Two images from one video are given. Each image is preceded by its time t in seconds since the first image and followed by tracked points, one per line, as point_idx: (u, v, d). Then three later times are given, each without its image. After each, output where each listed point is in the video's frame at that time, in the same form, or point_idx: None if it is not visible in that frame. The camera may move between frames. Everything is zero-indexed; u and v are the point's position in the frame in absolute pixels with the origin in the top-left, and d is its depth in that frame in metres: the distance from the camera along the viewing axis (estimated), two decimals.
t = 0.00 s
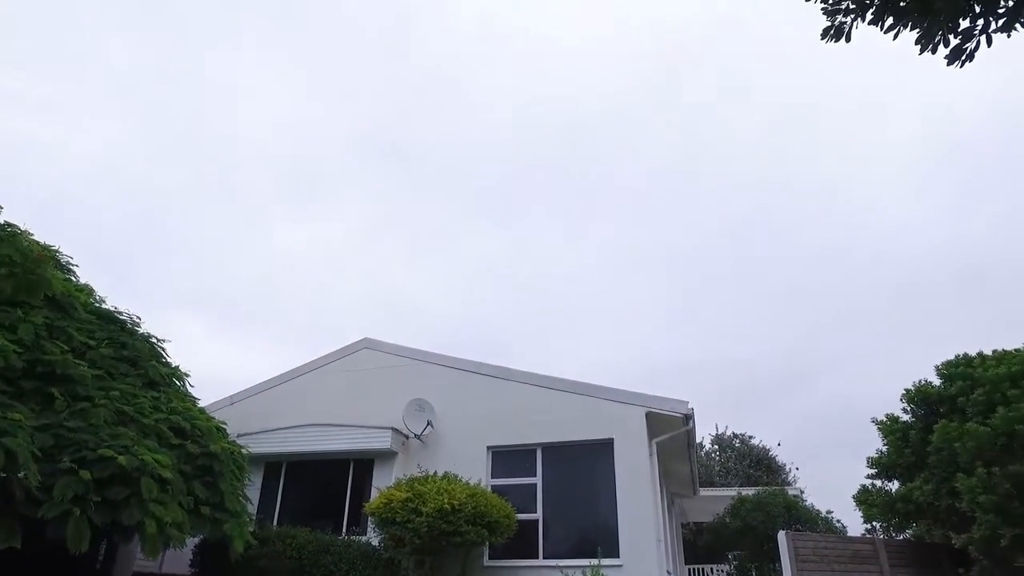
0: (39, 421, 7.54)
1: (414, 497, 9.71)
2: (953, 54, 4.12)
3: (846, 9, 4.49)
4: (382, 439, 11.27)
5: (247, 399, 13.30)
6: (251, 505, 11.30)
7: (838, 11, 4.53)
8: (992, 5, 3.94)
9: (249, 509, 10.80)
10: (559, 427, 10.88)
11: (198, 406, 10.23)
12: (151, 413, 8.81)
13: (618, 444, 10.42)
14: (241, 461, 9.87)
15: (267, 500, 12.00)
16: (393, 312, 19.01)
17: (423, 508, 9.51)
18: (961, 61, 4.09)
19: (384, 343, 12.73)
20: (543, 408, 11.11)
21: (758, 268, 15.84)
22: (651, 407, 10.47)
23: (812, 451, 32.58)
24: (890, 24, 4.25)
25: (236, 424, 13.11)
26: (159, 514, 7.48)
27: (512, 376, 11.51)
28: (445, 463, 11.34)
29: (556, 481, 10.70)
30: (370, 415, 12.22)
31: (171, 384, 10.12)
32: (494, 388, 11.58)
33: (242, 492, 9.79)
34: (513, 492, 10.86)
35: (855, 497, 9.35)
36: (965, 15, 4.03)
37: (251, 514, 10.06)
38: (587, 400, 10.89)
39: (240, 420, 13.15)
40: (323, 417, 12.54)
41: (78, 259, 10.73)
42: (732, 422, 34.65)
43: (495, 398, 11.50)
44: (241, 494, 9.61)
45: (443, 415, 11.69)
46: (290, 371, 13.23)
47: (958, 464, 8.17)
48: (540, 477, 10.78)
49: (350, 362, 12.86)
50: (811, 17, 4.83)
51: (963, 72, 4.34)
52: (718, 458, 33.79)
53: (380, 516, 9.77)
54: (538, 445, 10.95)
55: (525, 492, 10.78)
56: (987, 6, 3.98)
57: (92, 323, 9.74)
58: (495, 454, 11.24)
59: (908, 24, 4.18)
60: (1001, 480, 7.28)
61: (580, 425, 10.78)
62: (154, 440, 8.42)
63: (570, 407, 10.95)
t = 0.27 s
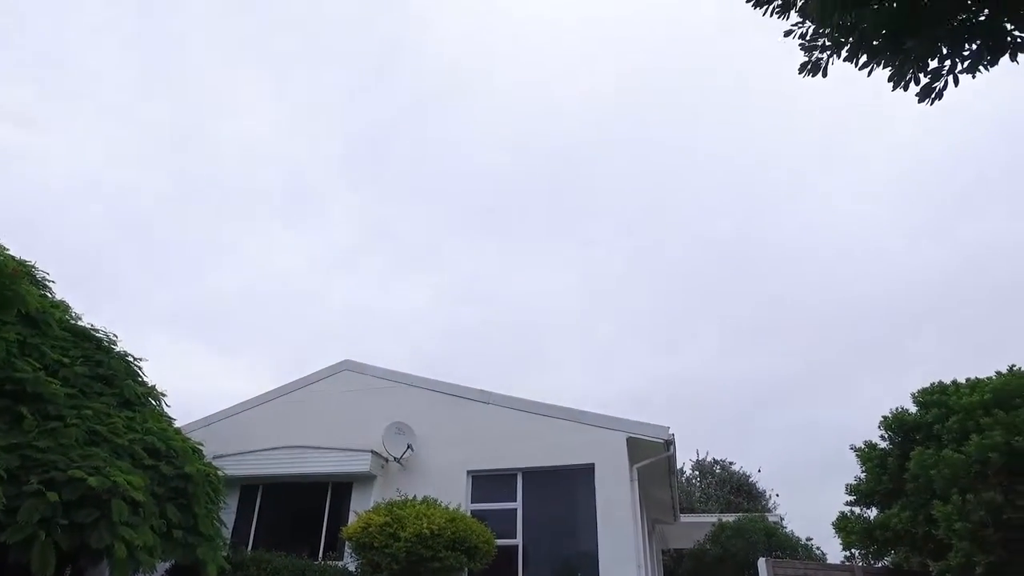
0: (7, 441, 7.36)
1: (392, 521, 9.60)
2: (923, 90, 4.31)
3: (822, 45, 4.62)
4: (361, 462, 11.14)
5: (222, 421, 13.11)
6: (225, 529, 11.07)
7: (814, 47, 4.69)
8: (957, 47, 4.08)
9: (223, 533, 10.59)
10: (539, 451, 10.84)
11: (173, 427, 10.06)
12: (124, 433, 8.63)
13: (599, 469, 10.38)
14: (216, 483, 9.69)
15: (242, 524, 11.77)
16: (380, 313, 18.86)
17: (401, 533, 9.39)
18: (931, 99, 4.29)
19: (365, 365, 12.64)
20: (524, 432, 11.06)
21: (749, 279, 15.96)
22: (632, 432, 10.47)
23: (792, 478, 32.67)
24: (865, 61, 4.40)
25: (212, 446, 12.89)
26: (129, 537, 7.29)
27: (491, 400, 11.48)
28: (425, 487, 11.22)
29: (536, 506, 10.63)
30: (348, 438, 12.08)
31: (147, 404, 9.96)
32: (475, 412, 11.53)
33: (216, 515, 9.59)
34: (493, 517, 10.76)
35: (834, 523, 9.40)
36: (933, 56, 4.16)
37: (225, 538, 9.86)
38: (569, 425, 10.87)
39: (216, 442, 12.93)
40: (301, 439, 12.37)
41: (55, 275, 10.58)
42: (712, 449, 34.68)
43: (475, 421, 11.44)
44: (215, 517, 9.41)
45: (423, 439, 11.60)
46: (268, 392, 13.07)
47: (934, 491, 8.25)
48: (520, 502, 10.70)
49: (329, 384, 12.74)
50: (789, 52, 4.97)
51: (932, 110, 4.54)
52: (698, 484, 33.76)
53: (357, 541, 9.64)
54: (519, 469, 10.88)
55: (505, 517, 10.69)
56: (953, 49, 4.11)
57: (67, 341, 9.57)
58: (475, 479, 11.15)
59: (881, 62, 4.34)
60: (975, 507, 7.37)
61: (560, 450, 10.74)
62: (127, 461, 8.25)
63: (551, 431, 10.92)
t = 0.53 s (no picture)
0: None
1: (371, 542, 9.47)
2: (898, 122, 4.44)
3: (801, 75, 4.75)
4: (340, 481, 11.02)
5: (200, 439, 12.90)
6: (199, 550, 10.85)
7: (795, 78, 4.80)
8: (930, 81, 4.24)
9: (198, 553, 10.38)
10: (521, 472, 10.79)
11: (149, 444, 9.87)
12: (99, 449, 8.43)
13: (579, 491, 10.34)
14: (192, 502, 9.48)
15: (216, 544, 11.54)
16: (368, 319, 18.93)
17: (380, 554, 9.27)
18: (906, 130, 4.42)
19: (347, 384, 12.55)
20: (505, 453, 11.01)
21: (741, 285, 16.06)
22: (613, 454, 10.48)
23: (771, 501, 32.78)
24: (843, 92, 4.52)
25: (188, 464, 12.66)
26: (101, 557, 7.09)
27: (473, 420, 11.44)
28: (404, 507, 11.10)
29: (517, 528, 10.55)
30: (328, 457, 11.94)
31: (123, 420, 8.81)
32: (456, 432, 11.46)
33: (191, 535, 9.40)
34: (473, 539, 10.66)
35: (813, 547, 9.48)
36: (906, 90, 4.32)
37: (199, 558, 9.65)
38: (550, 446, 10.84)
39: (192, 460, 12.70)
40: (280, 458, 12.21)
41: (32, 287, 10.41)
42: (693, 471, 34.72)
43: (456, 441, 11.37)
44: (190, 537, 9.21)
45: (403, 458, 11.50)
46: (247, 410, 12.90)
47: (911, 515, 8.33)
48: (500, 523, 10.62)
49: (310, 403, 12.62)
50: (771, 80, 5.07)
51: (906, 138, 4.68)
52: (679, 506, 33.72)
53: (335, 562, 9.50)
54: (499, 490, 10.82)
55: (485, 539, 10.60)
56: (925, 83, 4.28)
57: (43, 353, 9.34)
58: (455, 500, 11.06)
59: (858, 94, 4.48)
60: (951, 531, 7.45)
61: (542, 471, 10.69)
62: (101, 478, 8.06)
63: (533, 452, 10.88)
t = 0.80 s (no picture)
0: None
1: (345, 564, 9.31)
2: (872, 156, 4.59)
3: (780, 109, 4.83)
4: (316, 502, 10.86)
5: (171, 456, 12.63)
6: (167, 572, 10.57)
7: (774, 111, 4.87)
8: (903, 117, 4.37)
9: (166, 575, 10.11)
10: (498, 496, 10.71)
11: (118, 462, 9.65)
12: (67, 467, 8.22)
13: (557, 514, 10.30)
14: (161, 522, 9.26)
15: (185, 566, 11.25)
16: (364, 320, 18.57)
17: None
18: (879, 164, 4.57)
19: (324, 403, 12.41)
20: (483, 475, 10.94)
21: (730, 296, 16.29)
22: (591, 478, 10.47)
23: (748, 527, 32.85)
24: (820, 125, 4.64)
25: (158, 482, 12.38)
26: None
27: (451, 441, 11.37)
28: (379, 530, 10.94)
29: (493, 552, 10.45)
30: (302, 477, 11.76)
31: (93, 436, 8.58)
32: (434, 453, 11.37)
33: (158, 556, 9.16)
34: (449, 563, 10.52)
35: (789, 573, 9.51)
36: (880, 125, 4.45)
37: None
38: (528, 469, 10.80)
39: (162, 479, 12.42)
40: (253, 477, 12.00)
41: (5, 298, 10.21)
42: (670, 496, 34.70)
43: (434, 463, 11.28)
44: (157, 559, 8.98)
45: (380, 480, 11.36)
46: (221, 428, 12.68)
47: (885, 542, 8.41)
48: (477, 547, 10.51)
49: (286, 421, 12.45)
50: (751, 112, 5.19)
51: (881, 173, 4.85)
52: (656, 531, 33.62)
53: None
54: (476, 513, 10.72)
55: (461, 563, 10.47)
56: (898, 119, 4.41)
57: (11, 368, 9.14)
58: (431, 523, 10.93)
59: (834, 127, 4.60)
60: (924, 558, 7.53)
61: (519, 494, 10.63)
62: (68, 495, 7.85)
63: (510, 475, 10.83)
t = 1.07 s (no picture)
0: None
1: None
2: (842, 192, 4.65)
3: (755, 143, 4.92)
4: (283, 524, 10.66)
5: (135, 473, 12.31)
6: None
7: (749, 144, 4.95)
8: (871, 155, 4.49)
9: None
10: (469, 520, 10.61)
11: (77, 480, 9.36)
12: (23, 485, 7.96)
13: (528, 540, 10.22)
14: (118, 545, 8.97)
15: None
16: (355, 324, 18.61)
17: None
18: (849, 200, 4.63)
19: (294, 422, 12.21)
20: (454, 499, 10.83)
21: (720, 295, 16.94)
22: (563, 503, 10.43)
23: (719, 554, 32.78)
24: (793, 160, 4.72)
25: (119, 501, 12.03)
26: None
27: (422, 464, 11.24)
28: (348, 554, 10.75)
29: None
30: (270, 498, 11.53)
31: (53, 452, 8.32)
32: (405, 476, 11.22)
33: None
34: None
35: None
36: (851, 162, 4.55)
37: None
38: (500, 493, 10.72)
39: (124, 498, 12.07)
40: (220, 497, 11.74)
41: None
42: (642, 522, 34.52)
43: (405, 485, 11.13)
44: None
45: (349, 502, 11.18)
46: (187, 445, 12.39)
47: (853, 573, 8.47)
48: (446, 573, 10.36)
49: (255, 440, 12.22)
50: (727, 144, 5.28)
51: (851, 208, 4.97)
52: (627, 558, 33.35)
53: None
54: (447, 538, 10.60)
55: None
56: (868, 157, 4.53)
57: None
58: (400, 547, 10.76)
59: (807, 163, 4.67)
60: None
61: (490, 519, 10.54)
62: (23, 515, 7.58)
63: (482, 499, 10.73)
